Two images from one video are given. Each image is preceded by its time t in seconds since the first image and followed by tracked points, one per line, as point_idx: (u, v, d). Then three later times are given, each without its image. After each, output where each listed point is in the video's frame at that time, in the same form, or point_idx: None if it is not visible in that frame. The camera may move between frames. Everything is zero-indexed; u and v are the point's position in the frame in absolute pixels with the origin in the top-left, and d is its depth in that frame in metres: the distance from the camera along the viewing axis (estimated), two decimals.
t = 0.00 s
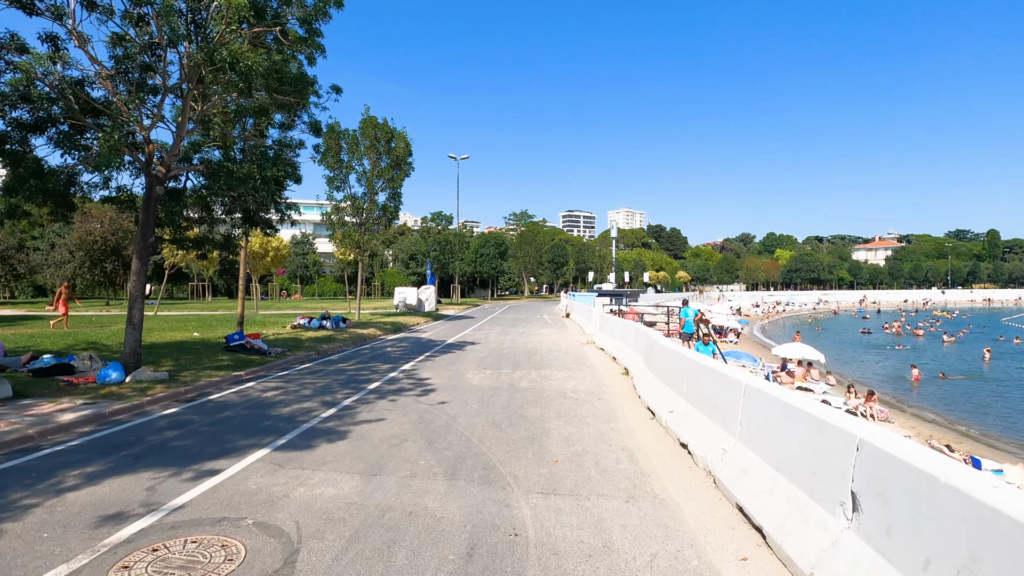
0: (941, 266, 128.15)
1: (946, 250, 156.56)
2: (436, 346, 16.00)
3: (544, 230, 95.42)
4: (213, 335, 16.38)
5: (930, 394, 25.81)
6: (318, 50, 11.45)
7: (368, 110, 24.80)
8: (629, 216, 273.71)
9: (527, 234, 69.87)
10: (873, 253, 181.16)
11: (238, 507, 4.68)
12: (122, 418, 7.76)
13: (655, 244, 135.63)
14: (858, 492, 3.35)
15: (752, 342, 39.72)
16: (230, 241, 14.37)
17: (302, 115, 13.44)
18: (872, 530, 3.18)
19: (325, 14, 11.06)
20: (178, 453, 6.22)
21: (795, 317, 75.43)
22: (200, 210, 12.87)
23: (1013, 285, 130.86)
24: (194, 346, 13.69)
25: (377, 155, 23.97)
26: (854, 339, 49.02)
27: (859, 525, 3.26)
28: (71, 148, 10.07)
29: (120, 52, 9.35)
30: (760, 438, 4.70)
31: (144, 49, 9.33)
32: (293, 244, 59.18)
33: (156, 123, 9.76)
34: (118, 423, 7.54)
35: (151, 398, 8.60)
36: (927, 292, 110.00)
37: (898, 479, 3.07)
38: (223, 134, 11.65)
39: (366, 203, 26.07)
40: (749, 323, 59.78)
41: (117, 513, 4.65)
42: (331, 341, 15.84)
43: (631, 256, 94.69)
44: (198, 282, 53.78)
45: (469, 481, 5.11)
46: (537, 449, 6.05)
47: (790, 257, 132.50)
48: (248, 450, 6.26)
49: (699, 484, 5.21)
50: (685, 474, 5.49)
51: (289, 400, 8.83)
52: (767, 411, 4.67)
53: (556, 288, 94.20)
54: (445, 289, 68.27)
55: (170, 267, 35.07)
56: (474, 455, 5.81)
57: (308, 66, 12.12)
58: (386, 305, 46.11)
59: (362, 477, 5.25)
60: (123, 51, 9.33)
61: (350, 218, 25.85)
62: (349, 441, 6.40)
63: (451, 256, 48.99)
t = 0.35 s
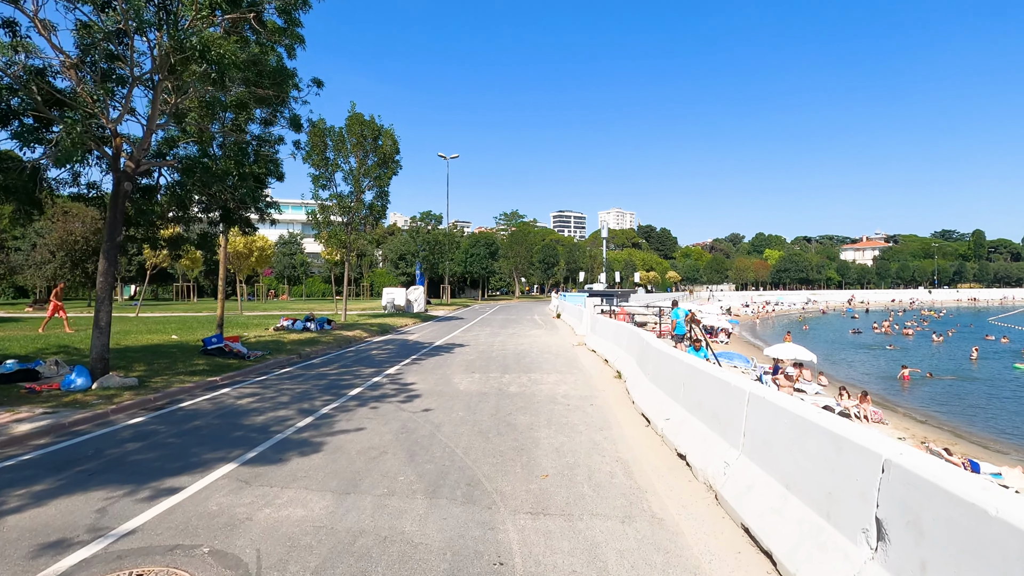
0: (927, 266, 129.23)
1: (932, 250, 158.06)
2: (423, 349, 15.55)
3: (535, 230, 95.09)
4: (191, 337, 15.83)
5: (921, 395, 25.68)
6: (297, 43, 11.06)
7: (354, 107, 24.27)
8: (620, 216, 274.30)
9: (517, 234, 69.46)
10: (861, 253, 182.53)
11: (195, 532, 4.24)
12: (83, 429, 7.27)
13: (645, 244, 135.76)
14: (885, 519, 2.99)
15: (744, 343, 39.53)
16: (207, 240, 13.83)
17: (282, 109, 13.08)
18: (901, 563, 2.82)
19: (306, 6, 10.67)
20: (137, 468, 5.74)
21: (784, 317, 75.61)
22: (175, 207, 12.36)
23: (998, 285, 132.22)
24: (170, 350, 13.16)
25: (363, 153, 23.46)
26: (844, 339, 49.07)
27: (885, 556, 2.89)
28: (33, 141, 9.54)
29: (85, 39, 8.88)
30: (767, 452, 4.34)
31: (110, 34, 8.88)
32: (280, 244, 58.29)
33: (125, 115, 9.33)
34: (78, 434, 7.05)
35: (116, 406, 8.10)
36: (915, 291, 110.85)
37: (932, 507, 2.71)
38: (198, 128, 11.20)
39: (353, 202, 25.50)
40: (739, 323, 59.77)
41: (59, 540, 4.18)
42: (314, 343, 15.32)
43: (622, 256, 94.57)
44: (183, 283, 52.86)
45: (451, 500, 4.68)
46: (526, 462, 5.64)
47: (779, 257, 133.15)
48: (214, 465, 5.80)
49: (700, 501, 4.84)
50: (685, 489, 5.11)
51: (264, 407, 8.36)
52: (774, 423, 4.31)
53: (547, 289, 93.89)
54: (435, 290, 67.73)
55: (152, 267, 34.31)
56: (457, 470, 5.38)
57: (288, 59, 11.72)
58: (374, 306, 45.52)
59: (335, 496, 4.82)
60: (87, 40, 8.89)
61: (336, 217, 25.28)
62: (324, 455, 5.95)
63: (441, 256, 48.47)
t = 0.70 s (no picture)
0: (906, 266, 131.20)
1: (910, 250, 160.63)
2: (402, 350, 15.05)
3: (520, 229, 94.74)
4: (159, 338, 15.16)
5: (904, 394, 25.70)
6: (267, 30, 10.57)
7: (333, 100, 23.61)
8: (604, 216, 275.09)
9: (502, 232, 69.02)
10: (841, 253, 184.92)
11: (125, 561, 3.74)
12: (23, 438, 6.68)
13: (629, 244, 136.09)
14: (906, 549, 2.60)
15: (727, 342, 39.48)
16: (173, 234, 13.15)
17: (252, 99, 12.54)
18: None
19: None
20: (74, 485, 5.21)
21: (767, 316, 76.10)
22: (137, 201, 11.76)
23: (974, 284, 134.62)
24: (134, 352, 12.52)
25: (342, 148, 22.85)
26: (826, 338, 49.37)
27: None
28: None
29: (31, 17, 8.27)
30: (765, 466, 3.95)
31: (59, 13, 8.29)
32: (259, 242, 56.67)
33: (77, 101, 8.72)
34: (16, 445, 6.47)
35: (64, 413, 7.51)
36: (894, 291, 112.44)
37: (967, 540, 2.32)
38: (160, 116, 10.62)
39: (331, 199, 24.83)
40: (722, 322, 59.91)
41: None
42: (288, 344, 14.74)
43: (606, 255, 94.60)
44: (159, 282, 51.57)
45: (419, 521, 4.23)
46: (503, 474, 5.19)
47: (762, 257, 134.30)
48: (160, 480, 5.28)
49: (692, 518, 4.43)
50: (675, 504, 4.71)
51: (226, 413, 7.82)
52: (773, 434, 3.92)
53: (532, 287, 93.48)
54: (419, 289, 67.06)
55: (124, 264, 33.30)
56: (427, 485, 4.92)
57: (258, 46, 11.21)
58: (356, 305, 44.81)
59: (290, 516, 4.35)
60: (35, 19, 8.27)
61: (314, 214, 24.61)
62: (283, 469, 5.46)
63: (424, 254, 47.84)
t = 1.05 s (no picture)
0: (883, 267, 133.29)
1: (886, 252, 163.48)
2: (380, 353, 14.56)
3: (504, 229, 94.26)
4: (123, 341, 14.43)
5: (884, 395, 25.85)
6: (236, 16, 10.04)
7: (311, 96, 22.97)
8: (588, 218, 276.08)
9: (485, 232, 68.55)
10: (820, 254, 187.55)
11: None
12: None
13: (612, 245, 136.45)
14: None
15: (710, 343, 39.44)
16: (136, 230, 12.45)
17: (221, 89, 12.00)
18: None
19: None
20: (4, 507, 4.68)
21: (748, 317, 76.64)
22: (97, 195, 11.11)
23: (948, 285, 137.28)
24: (94, 356, 11.84)
25: (320, 144, 22.25)
26: (806, 339, 49.78)
27: None
28: None
29: None
30: (770, 486, 3.58)
31: None
32: (238, 241, 55.64)
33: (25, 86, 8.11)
34: None
35: (7, 423, 6.93)
36: (871, 292, 114.10)
37: None
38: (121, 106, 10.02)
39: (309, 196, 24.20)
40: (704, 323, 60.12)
41: None
42: (260, 347, 14.14)
43: (589, 256, 94.66)
44: (133, 282, 50.20)
45: (388, 548, 3.79)
46: (482, 491, 4.76)
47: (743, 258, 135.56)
48: (103, 501, 4.77)
49: (688, 540, 4.05)
50: (669, 524, 4.33)
51: (185, 423, 7.28)
52: (778, 450, 3.57)
53: (515, 288, 93.09)
54: (401, 289, 66.31)
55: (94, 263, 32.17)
56: (398, 505, 4.48)
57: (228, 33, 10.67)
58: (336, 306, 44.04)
59: (244, 543, 3.91)
60: None
61: (291, 212, 23.95)
62: (241, 487, 4.98)
63: (406, 254, 47.21)
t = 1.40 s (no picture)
0: (855, 267, 135.89)
1: (859, 253, 166.76)
2: (355, 355, 14.04)
3: (484, 229, 93.77)
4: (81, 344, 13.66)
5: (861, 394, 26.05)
6: None
7: (283, 89, 22.26)
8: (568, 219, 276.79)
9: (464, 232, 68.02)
10: (794, 255, 190.52)
11: None
12: None
13: (592, 245, 136.87)
14: None
15: (690, 342, 39.47)
16: (89, 227, 11.71)
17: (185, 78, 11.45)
18: None
19: None
20: None
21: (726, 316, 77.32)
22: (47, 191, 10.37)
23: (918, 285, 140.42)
24: (47, 360, 11.13)
25: (293, 139, 21.58)
26: (783, 339, 50.29)
27: None
28: None
29: None
30: (777, 510, 3.21)
31: None
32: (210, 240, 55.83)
33: None
34: None
35: None
36: (845, 292, 116.16)
37: None
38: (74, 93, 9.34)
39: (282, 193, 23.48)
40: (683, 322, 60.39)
41: None
42: (228, 350, 13.52)
43: (569, 255, 94.71)
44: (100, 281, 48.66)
45: None
46: (458, 512, 4.34)
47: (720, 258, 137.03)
48: (32, 527, 4.25)
49: (684, 565, 3.68)
50: (662, 546, 3.96)
51: (137, 435, 6.72)
52: (784, 470, 3.22)
53: (495, 287, 92.54)
54: (379, 289, 65.43)
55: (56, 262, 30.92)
56: (364, 529, 4.05)
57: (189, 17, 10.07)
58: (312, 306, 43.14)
59: None
60: None
61: (263, 209, 23.20)
62: (190, 510, 4.50)
63: (384, 253, 46.50)
